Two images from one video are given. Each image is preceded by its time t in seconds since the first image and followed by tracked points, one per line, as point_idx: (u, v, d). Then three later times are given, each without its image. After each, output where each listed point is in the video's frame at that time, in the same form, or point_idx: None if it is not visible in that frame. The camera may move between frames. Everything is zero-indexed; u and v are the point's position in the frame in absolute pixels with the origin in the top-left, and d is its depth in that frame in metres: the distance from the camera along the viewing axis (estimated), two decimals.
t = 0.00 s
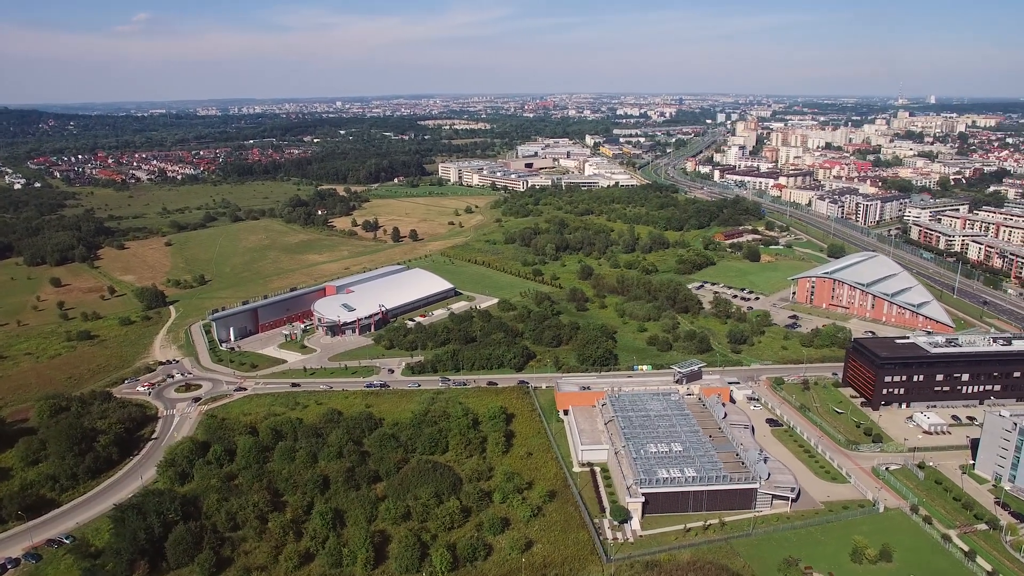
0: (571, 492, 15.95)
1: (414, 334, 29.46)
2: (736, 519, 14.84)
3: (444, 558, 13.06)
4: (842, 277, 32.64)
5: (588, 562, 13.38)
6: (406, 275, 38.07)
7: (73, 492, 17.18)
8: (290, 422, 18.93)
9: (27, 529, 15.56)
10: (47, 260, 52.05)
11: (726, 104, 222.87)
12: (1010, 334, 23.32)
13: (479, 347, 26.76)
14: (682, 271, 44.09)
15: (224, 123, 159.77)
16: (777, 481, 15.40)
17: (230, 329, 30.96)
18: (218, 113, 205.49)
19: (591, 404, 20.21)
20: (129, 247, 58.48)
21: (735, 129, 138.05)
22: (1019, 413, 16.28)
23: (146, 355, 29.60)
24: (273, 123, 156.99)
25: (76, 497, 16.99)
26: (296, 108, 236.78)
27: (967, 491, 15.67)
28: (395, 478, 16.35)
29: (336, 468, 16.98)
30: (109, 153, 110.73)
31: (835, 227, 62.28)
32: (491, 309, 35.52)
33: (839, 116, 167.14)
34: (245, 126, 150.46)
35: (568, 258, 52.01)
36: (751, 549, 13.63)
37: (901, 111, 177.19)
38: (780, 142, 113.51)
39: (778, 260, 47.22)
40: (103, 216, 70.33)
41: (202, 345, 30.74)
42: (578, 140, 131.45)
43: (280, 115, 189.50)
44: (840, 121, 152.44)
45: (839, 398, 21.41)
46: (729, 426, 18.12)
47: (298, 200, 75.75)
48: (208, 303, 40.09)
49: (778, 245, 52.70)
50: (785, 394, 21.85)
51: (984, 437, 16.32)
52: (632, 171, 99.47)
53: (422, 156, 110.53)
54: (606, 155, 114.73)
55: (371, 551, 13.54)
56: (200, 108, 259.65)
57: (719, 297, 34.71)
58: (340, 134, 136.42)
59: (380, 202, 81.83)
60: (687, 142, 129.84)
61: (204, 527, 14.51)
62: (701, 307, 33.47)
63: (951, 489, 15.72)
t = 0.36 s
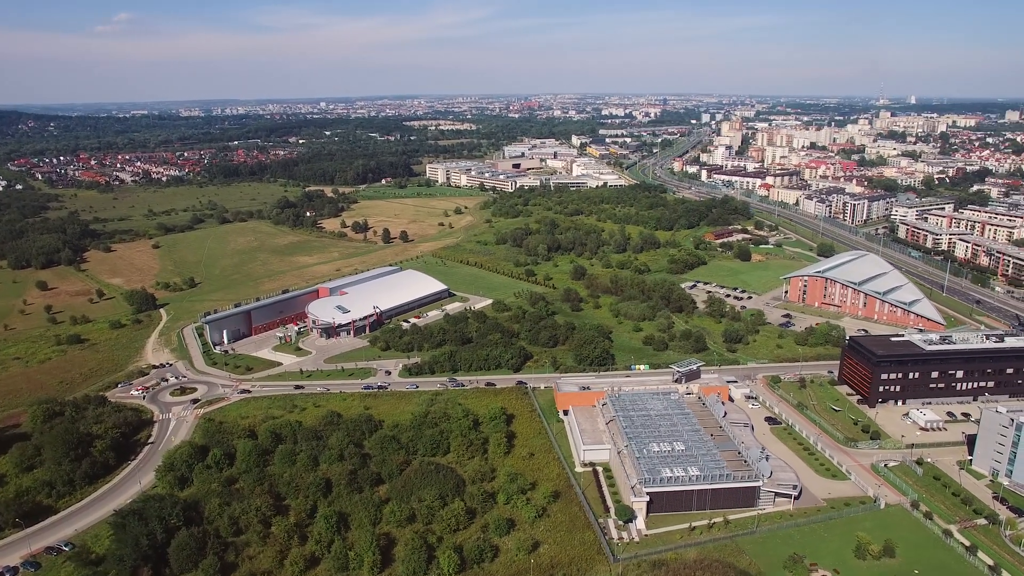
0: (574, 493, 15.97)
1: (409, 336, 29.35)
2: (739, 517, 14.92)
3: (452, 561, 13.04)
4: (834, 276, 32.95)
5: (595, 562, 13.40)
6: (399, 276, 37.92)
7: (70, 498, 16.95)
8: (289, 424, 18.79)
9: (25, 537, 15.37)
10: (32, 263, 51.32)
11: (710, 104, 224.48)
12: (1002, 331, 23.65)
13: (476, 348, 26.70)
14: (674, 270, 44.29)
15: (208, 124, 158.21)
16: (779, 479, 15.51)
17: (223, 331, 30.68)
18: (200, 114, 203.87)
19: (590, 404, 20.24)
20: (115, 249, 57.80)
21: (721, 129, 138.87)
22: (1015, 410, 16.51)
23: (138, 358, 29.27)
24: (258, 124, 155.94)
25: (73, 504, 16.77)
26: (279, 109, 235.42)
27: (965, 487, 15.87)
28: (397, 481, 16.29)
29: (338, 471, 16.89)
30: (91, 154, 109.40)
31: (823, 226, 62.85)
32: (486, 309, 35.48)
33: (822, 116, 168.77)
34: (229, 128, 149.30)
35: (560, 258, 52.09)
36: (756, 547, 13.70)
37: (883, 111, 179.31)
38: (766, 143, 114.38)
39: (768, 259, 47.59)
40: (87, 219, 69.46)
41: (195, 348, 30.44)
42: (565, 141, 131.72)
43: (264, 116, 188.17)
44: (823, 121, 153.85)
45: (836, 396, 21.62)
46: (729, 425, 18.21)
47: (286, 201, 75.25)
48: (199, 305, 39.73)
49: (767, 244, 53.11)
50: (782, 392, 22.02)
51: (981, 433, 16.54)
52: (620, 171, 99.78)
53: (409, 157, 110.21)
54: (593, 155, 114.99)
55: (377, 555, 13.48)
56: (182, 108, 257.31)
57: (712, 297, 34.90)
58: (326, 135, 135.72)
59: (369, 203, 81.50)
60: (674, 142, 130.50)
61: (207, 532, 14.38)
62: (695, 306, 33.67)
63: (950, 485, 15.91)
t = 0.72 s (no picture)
0: (579, 493, 15.99)
1: (406, 337, 29.27)
2: (743, 515, 15.00)
3: (460, 563, 13.01)
4: (827, 275, 33.24)
5: (603, 562, 13.44)
6: (393, 277, 37.78)
7: (68, 504, 16.75)
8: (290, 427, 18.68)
9: (24, 544, 15.17)
10: (19, 265, 50.62)
11: (695, 105, 225.98)
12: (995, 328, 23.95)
13: (474, 349, 26.66)
14: (667, 270, 44.48)
15: (192, 125, 156.81)
16: (782, 476, 15.62)
17: (217, 334, 30.43)
18: (184, 115, 202.02)
19: (591, 404, 20.27)
20: (103, 251, 57.14)
21: (708, 129, 139.62)
22: (1013, 406, 16.73)
23: (131, 362, 28.97)
24: (244, 125, 154.83)
25: (72, 509, 16.58)
26: (264, 109, 233.95)
27: (964, 483, 16.06)
28: (401, 483, 16.25)
29: (340, 473, 16.80)
30: (75, 156, 108.08)
31: (813, 225, 63.37)
32: (481, 310, 35.45)
33: (807, 116, 170.20)
34: (214, 129, 148.11)
35: (553, 259, 52.16)
36: (762, 545, 13.78)
37: (867, 111, 181.10)
38: (752, 143, 115.09)
39: (760, 258, 47.91)
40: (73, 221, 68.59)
41: (189, 351, 30.15)
42: (553, 141, 131.91)
43: (249, 117, 186.83)
44: (808, 121, 155.11)
45: (833, 394, 21.81)
46: (730, 423, 18.33)
47: (275, 203, 74.77)
48: (190, 308, 39.39)
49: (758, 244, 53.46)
50: (779, 390, 22.20)
51: (978, 430, 16.75)
52: (609, 172, 100.03)
53: (398, 158, 109.88)
54: (581, 155, 115.23)
55: (384, 558, 13.42)
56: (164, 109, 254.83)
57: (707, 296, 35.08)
58: (312, 136, 135.00)
59: (359, 204, 81.18)
60: (661, 143, 131.07)
61: (210, 536, 14.25)
62: (690, 306, 33.83)
63: (950, 481, 16.10)
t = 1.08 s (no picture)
0: (583, 493, 16.02)
1: (403, 338, 29.16)
2: (748, 513, 15.10)
3: (469, 564, 13.01)
4: (820, 274, 33.51)
5: (611, 562, 13.49)
6: (387, 279, 37.63)
7: (67, 510, 16.55)
8: (291, 430, 18.56)
9: (24, 551, 14.98)
10: (4, 269, 49.89)
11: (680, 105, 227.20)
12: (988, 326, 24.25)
13: (472, 349, 26.61)
14: (660, 270, 44.66)
15: (176, 127, 155.42)
16: (785, 474, 15.74)
17: (212, 336, 30.15)
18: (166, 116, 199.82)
19: (592, 404, 20.29)
20: (90, 254, 56.45)
21: (694, 129, 140.43)
22: (1010, 402, 16.98)
23: (125, 365, 28.65)
24: (229, 126, 153.58)
25: (71, 515, 16.38)
26: (248, 111, 232.16)
27: (964, 479, 16.27)
28: (405, 485, 16.20)
29: (344, 476, 16.72)
30: (58, 157, 106.68)
31: (802, 225, 63.89)
32: (476, 311, 35.42)
33: (792, 116, 171.59)
34: (198, 130, 146.67)
35: (546, 259, 52.21)
36: (768, 543, 13.88)
37: (851, 112, 182.97)
38: (739, 144, 115.81)
39: (751, 258, 48.24)
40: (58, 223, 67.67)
41: (183, 353, 29.86)
42: (541, 142, 132.01)
43: (234, 118, 185.29)
44: (794, 121, 156.36)
45: (830, 392, 22.00)
46: (731, 422, 18.44)
47: (263, 204, 74.22)
48: (182, 310, 39.03)
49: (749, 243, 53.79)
50: (777, 388, 22.34)
51: (976, 426, 16.98)
52: (597, 172, 100.25)
53: (386, 159, 109.49)
54: (570, 155, 115.40)
55: (393, 561, 13.36)
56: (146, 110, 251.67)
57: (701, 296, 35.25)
58: (298, 137, 134.19)
59: (348, 205, 80.83)
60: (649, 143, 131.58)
61: (215, 541, 14.14)
62: (685, 305, 34.03)
63: (950, 477, 16.30)
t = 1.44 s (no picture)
0: (588, 493, 16.05)
1: (400, 339, 29.07)
2: (752, 511, 15.19)
3: (478, 565, 13.01)
4: (813, 273, 33.79)
5: (620, 561, 13.53)
6: (382, 279, 37.50)
7: (67, 515, 16.36)
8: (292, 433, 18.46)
9: (25, 557, 14.80)
10: None
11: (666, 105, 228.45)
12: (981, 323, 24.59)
13: (470, 350, 26.58)
14: (654, 269, 44.82)
15: (161, 127, 154.03)
16: (788, 472, 15.86)
17: (206, 338, 29.91)
18: (150, 117, 197.85)
19: (593, 404, 20.31)
20: (78, 256, 55.82)
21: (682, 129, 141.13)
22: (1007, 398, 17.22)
23: (119, 368, 28.37)
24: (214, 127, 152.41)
25: (71, 521, 16.19)
26: (233, 111, 230.53)
27: (963, 475, 16.47)
28: (409, 487, 16.16)
29: (347, 478, 16.66)
30: (41, 159, 105.36)
31: (791, 224, 64.43)
32: (472, 311, 35.39)
33: (778, 116, 172.93)
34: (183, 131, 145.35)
35: (538, 259, 52.26)
36: (774, 540, 13.97)
37: (836, 112, 184.60)
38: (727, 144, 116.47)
39: (743, 257, 48.56)
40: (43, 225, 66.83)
41: (177, 356, 29.61)
42: (529, 142, 132.07)
43: (218, 119, 183.79)
44: (779, 121, 157.58)
45: (828, 389, 22.19)
46: (732, 420, 18.55)
47: (253, 205, 73.71)
48: (174, 312, 38.70)
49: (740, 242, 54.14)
50: (775, 387, 22.51)
51: (974, 422, 17.20)
52: (586, 172, 100.45)
53: (374, 159, 109.11)
54: (558, 155, 115.54)
55: (401, 563, 13.33)
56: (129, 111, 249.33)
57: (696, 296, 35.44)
58: (285, 138, 133.38)
59: (338, 206, 80.49)
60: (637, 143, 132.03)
61: (220, 546, 14.03)
62: (680, 305, 34.19)
63: (949, 473, 16.50)
